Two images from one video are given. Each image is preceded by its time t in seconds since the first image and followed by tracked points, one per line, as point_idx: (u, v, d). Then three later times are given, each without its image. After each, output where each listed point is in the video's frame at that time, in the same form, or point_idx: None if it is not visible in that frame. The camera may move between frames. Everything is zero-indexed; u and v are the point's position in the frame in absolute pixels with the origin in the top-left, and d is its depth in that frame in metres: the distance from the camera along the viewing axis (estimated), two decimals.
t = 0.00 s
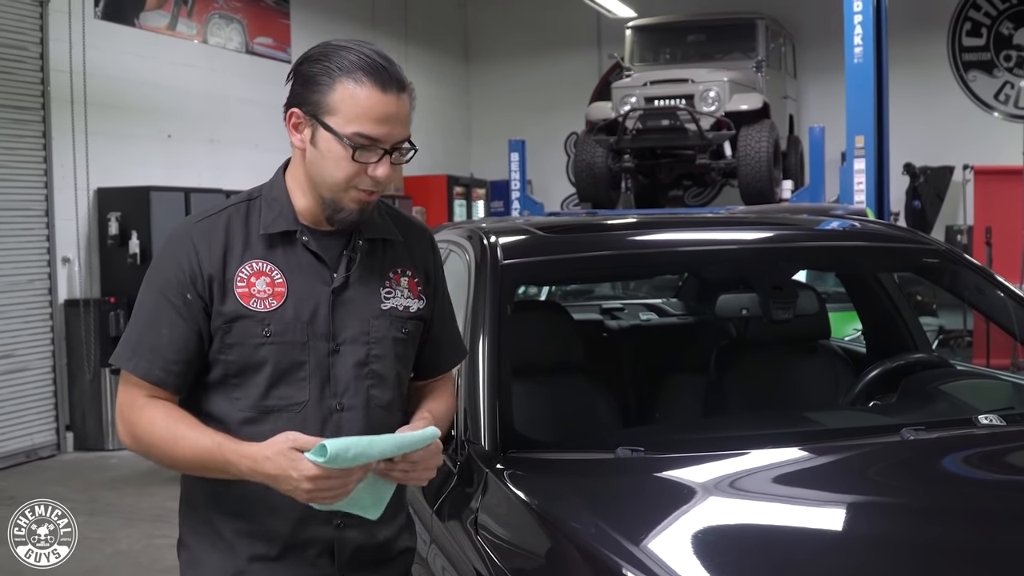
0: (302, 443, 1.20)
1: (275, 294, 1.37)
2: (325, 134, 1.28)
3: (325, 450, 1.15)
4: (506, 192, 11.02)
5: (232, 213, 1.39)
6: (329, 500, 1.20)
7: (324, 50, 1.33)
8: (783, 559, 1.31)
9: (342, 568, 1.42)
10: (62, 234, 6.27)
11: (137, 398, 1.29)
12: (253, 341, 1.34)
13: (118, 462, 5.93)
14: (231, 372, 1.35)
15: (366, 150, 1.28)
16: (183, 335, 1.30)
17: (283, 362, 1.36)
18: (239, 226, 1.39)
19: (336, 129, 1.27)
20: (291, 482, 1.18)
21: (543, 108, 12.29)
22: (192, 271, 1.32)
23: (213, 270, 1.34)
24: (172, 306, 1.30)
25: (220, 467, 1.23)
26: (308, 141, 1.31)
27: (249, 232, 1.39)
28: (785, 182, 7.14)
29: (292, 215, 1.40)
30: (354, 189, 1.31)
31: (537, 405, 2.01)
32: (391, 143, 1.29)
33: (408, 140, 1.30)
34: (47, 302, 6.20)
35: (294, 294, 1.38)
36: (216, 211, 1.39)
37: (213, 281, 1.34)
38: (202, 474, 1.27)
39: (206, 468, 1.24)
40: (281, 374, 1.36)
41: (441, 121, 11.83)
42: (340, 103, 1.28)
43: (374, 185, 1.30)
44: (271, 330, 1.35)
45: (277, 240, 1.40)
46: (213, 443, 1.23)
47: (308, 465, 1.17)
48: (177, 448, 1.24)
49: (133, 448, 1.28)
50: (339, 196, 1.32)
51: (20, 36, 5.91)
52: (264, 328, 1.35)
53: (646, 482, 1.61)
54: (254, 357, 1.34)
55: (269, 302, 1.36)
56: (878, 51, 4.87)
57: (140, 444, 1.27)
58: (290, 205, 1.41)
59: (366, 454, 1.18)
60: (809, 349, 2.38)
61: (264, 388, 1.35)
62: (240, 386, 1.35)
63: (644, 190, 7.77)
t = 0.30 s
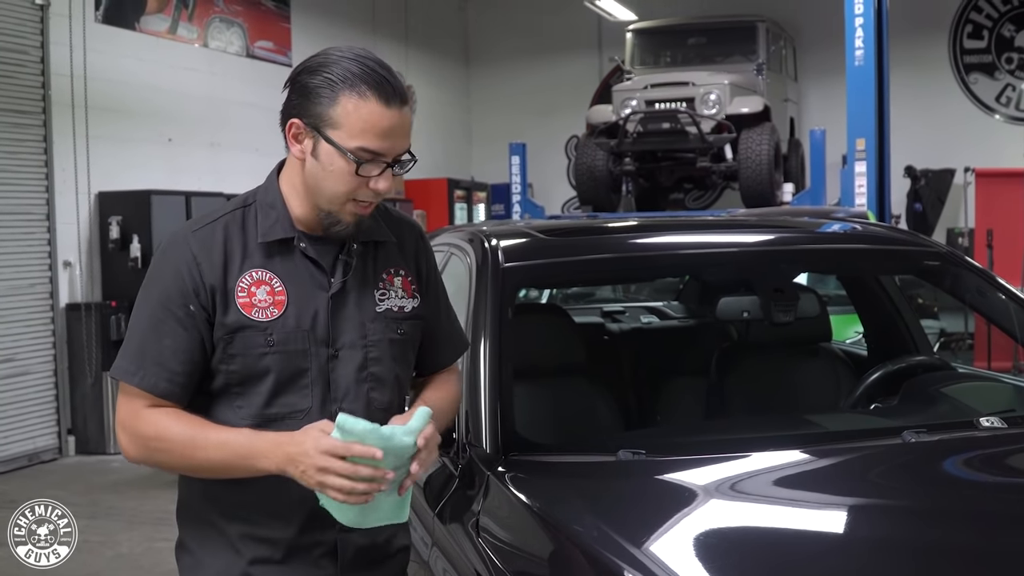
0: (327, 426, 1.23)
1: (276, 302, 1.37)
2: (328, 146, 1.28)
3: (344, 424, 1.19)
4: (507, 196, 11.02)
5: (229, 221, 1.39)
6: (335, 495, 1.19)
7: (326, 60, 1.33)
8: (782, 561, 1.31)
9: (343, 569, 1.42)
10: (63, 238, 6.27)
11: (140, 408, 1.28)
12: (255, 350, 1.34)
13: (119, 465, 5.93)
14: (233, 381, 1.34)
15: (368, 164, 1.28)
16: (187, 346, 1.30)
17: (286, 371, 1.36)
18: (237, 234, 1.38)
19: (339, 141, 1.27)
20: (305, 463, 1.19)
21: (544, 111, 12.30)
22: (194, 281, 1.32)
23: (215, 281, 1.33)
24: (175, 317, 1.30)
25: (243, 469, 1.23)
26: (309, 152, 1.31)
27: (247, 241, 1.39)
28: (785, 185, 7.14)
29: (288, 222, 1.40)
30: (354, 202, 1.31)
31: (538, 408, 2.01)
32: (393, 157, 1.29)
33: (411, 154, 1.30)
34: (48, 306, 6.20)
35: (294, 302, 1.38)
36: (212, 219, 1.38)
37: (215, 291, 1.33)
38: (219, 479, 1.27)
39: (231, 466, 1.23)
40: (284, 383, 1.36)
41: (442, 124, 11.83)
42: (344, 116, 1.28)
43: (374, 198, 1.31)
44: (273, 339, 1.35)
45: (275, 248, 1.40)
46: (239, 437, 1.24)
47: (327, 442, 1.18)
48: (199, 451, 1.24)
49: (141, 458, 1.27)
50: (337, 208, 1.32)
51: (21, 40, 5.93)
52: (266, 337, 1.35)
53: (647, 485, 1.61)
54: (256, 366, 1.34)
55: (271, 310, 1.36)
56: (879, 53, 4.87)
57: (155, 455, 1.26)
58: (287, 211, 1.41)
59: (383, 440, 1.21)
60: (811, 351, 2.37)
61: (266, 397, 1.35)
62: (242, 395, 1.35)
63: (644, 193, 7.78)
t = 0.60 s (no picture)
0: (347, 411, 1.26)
1: (274, 303, 1.37)
2: (321, 145, 1.29)
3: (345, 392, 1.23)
4: (509, 194, 11.01)
5: (225, 222, 1.39)
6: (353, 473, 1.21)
7: (319, 59, 1.33)
8: (784, 559, 1.31)
9: (346, 567, 1.42)
10: (66, 236, 6.28)
11: (144, 411, 1.28)
12: (254, 352, 1.34)
13: (122, 464, 5.94)
14: (232, 383, 1.35)
15: (362, 163, 1.28)
16: (191, 348, 1.30)
17: (285, 371, 1.36)
18: (233, 235, 1.38)
19: (332, 141, 1.28)
20: (323, 446, 1.21)
21: (545, 110, 12.30)
22: (194, 283, 1.32)
23: (214, 281, 1.34)
24: (177, 319, 1.30)
25: (260, 462, 1.24)
26: (302, 151, 1.31)
27: (243, 242, 1.39)
28: (788, 184, 7.13)
29: (284, 221, 1.40)
30: (348, 200, 1.31)
31: (540, 407, 2.01)
32: (386, 155, 1.29)
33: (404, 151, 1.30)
34: (51, 305, 6.21)
35: (292, 302, 1.38)
36: (209, 220, 1.38)
37: (215, 293, 1.34)
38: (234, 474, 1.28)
39: (248, 463, 1.25)
40: (283, 384, 1.36)
41: (444, 123, 11.83)
42: (336, 115, 1.28)
43: (368, 196, 1.31)
44: (272, 340, 1.35)
45: (272, 249, 1.40)
46: (253, 434, 1.25)
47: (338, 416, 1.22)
48: (216, 449, 1.25)
49: (150, 461, 1.28)
50: (332, 206, 1.32)
51: (23, 39, 5.93)
52: (265, 338, 1.35)
53: (650, 483, 1.61)
54: (256, 367, 1.34)
55: (269, 311, 1.36)
56: (881, 51, 4.87)
57: (166, 457, 1.27)
58: (282, 211, 1.41)
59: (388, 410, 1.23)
60: (813, 349, 2.38)
61: (265, 398, 1.35)
62: (241, 396, 1.35)
63: (647, 191, 7.78)
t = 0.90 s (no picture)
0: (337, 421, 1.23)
1: (274, 300, 1.37)
2: (313, 140, 1.29)
3: (339, 409, 1.17)
4: (511, 191, 11.01)
5: (225, 220, 1.39)
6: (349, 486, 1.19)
7: (309, 55, 1.33)
8: (788, 556, 1.31)
9: (350, 563, 1.42)
10: (69, 233, 6.29)
11: (144, 412, 1.29)
12: (255, 349, 1.35)
13: (126, 461, 5.95)
14: (234, 381, 1.35)
15: (355, 156, 1.29)
16: (189, 349, 1.31)
17: (287, 368, 1.37)
18: (232, 233, 1.39)
19: (324, 136, 1.28)
20: (315, 459, 1.19)
21: (547, 107, 12.30)
22: (192, 282, 1.33)
23: (213, 280, 1.34)
24: (176, 319, 1.31)
25: (250, 468, 1.23)
26: (295, 148, 1.32)
27: (242, 240, 1.39)
28: (791, 180, 7.13)
29: (283, 218, 1.40)
30: (344, 194, 1.31)
31: (544, 402, 2.02)
32: (379, 147, 1.29)
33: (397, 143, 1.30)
34: (55, 301, 6.22)
35: (293, 299, 1.38)
36: (208, 219, 1.39)
37: (214, 292, 1.34)
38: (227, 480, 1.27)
39: (237, 470, 1.24)
40: (285, 381, 1.37)
41: (447, 119, 11.83)
42: (327, 111, 1.28)
43: (363, 189, 1.31)
44: (273, 338, 1.36)
45: (271, 246, 1.40)
46: (244, 439, 1.24)
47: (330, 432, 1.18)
48: (206, 454, 1.24)
49: (148, 463, 1.28)
50: (328, 202, 1.32)
51: (26, 37, 5.94)
52: (266, 336, 1.36)
53: (655, 479, 1.61)
54: (257, 365, 1.35)
55: (269, 309, 1.36)
56: (883, 47, 4.86)
57: (160, 459, 1.26)
58: (282, 208, 1.41)
59: (388, 421, 1.20)
60: (817, 345, 2.38)
61: (267, 395, 1.36)
62: (243, 394, 1.36)
63: (649, 188, 7.78)
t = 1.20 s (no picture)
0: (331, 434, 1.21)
1: (278, 298, 1.38)
2: (308, 140, 1.30)
3: (331, 441, 1.15)
4: (514, 189, 11.00)
5: (226, 220, 1.39)
6: (336, 505, 1.18)
7: (300, 53, 1.34)
8: (793, 552, 1.32)
9: (360, 558, 1.43)
10: (72, 231, 6.30)
11: (143, 413, 1.29)
12: (261, 347, 1.35)
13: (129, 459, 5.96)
14: (241, 379, 1.35)
15: (350, 154, 1.29)
16: (189, 349, 1.31)
17: (293, 365, 1.37)
18: (234, 232, 1.39)
19: (319, 135, 1.29)
20: (303, 474, 1.18)
21: (550, 106, 12.30)
22: (193, 282, 1.33)
23: (215, 280, 1.34)
24: (176, 319, 1.31)
25: (244, 475, 1.22)
26: (292, 148, 1.32)
27: (245, 238, 1.39)
28: (793, 177, 7.12)
29: (285, 215, 1.40)
30: (342, 192, 1.32)
31: (547, 399, 2.02)
32: (373, 143, 1.30)
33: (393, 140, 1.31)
34: (58, 299, 6.24)
35: (297, 295, 1.39)
36: (210, 219, 1.39)
37: (216, 291, 1.34)
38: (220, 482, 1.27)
39: (230, 473, 1.23)
40: (291, 378, 1.37)
41: (449, 117, 11.82)
42: (321, 109, 1.29)
43: (362, 186, 1.31)
44: (278, 335, 1.36)
45: (273, 244, 1.40)
46: (238, 445, 1.23)
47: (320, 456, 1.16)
48: (199, 455, 1.24)
49: (144, 462, 1.28)
50: (327, 200, 1.33)
51: (28, 34, 5.94)
52: (271, 333, 1.36)
53: (658, 476, 1.61)
54: (264, 363, 1.35)
55: (274, 306, 1.37)
56: (886, 44, 4.86)
57: (155, 459, 1.26)
58: (282, 206, 1.41)
59: (383, 456, 1.18)
60: (821, 342, 2.38)
61: (274, 392, 1.36)
62: (251, 392, 1.36)
63: (652, 185, 7.77)
